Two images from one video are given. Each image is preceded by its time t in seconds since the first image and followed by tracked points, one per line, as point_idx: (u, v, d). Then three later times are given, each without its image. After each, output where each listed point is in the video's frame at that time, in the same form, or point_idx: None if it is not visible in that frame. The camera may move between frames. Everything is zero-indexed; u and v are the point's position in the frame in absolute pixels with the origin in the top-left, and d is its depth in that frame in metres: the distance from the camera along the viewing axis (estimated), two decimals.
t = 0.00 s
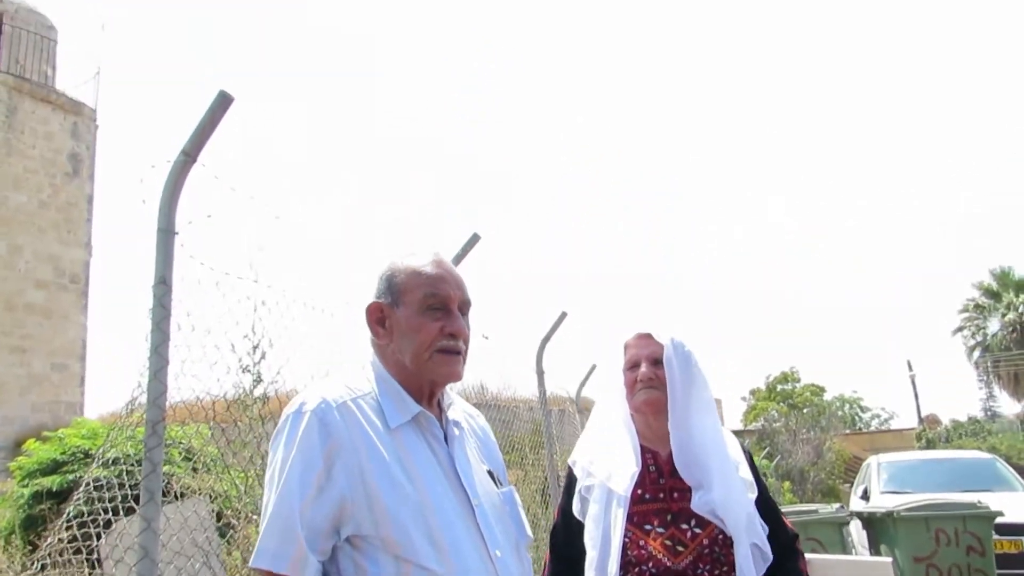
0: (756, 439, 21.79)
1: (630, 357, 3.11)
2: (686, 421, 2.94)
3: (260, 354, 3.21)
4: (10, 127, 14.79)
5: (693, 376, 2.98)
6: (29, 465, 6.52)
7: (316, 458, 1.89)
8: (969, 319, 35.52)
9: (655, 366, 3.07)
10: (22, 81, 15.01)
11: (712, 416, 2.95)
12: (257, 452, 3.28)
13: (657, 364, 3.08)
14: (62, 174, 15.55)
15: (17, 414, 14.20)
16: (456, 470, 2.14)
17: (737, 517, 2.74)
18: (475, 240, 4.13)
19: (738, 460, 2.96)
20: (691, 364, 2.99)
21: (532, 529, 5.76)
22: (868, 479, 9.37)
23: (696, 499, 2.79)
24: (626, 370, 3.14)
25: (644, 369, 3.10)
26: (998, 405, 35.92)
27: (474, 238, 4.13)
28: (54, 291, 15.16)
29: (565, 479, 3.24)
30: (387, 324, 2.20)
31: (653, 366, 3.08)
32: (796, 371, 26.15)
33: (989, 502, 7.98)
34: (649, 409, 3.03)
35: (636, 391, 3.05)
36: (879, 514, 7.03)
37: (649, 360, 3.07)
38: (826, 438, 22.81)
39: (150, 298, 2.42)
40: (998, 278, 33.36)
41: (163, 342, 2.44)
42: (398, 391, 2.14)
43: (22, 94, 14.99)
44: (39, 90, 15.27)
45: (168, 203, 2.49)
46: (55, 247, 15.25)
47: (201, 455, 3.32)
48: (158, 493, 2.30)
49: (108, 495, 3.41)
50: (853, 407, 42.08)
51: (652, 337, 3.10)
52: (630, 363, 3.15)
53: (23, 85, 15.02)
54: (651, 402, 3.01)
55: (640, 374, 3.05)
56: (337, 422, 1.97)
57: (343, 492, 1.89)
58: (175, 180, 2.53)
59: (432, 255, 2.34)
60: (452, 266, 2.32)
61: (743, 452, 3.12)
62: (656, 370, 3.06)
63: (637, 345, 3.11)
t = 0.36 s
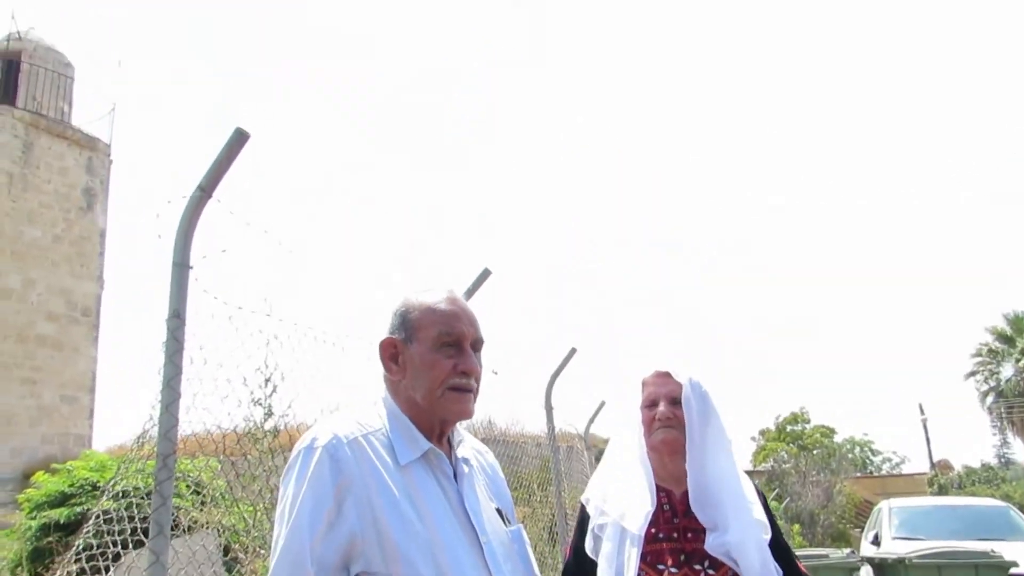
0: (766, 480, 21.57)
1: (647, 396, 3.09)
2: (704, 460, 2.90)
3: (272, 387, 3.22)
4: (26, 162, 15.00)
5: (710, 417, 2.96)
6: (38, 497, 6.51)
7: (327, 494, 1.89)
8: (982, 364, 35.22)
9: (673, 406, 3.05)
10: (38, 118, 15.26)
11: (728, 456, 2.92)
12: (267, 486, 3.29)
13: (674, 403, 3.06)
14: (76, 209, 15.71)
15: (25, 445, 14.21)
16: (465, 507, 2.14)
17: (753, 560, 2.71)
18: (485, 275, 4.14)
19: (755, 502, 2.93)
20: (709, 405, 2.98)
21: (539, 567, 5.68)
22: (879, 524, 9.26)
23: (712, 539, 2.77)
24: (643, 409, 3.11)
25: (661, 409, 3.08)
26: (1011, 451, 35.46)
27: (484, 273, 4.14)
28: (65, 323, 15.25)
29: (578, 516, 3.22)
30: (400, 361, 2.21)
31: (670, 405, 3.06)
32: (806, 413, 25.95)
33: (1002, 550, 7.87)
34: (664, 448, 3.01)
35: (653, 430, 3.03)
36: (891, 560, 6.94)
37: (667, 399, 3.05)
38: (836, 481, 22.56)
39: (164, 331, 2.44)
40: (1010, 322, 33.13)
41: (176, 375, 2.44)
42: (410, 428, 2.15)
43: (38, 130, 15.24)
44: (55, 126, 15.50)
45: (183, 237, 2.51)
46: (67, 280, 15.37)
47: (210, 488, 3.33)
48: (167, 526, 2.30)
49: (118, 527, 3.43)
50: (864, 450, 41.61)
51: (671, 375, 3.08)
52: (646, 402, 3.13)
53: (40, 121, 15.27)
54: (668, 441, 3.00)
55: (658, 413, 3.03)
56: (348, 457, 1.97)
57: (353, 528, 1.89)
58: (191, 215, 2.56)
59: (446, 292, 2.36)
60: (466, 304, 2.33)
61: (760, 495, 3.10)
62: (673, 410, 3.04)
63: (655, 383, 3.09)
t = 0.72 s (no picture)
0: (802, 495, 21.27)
1: (690, 405, 3.07)
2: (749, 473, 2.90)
3: (309, 399, 3.26)
4: (66, 181, 15.36)
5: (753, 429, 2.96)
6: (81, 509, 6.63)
7: (364, 502, 1.90)
8: None
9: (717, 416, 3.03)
10: (78, 137, 15.64)
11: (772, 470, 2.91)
12: (305, 496, 3.33)
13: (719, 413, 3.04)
14: (114, 226, 15.99)
15: (66, 458, 14.47)
16: (501, 516, 2.13)
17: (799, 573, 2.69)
18: (518, 286, 4.15)
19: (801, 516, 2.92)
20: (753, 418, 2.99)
21: None
22: (920, 541, 9.07)
23: (756, 551, 2.75)
24: (685, 418, 3.09)
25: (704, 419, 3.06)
26: None
27: (517, 283, 4.15)
28: (105, 338, 15.51)
29: (617, 525, 3.17)
30: (436, 370, 2.22)
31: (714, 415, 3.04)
32: (843, 427, 25.59)
33: None
34: (708, 459, 2.98)
35: (697, 440, 3.01)
36: None
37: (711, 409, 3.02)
38: (875, 496, 22.17)
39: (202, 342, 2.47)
40: None
41: (215, 386, 2.47)
42: (446, 438, 2.15)
43: (77, 149, 15.62)
44: (94, 145, 15.86)
45: (221, 251, 2.55)
46: (107, 295, 15.65)
47: (249, 499, 3.36)
48: (208, 535, 2.32)
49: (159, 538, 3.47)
50: (902, 465, 40.88)
51: (715, 386, 3.06)
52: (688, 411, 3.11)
53: (79, 140, 15.65)
54: (712, 451, 2.98)
55: (701, 423, 3.01)
56: (386, 466, 1.98)
57: (391, 537, 1.90)
58: (229, 228, 2.59)
59: (480, 300, 2.36)
60: (501, 313, 2.33)
61: (804, 508, 3.05)
62: (718, 421, 3.02)
63: (698, 393, 3.08)
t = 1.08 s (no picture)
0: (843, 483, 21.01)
1: (736, 390, 3.04)
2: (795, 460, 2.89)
3: (349, 387, 3.29)
4: (109, 176, 15.63)
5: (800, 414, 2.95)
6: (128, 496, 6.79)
7: (407, 488, 1.91)
8: None
9: (763, 401, 3.00)
10: (119, 133, 15.89)
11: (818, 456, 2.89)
12: (348, 483, 3.37)
13: (765, 399, 3.01)
14: (156, 219, 16.25)
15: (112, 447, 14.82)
16: (544, 500, 2.13)
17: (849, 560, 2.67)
18: (557, 274, 4.14)
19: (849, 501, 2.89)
20: (800, 403, 2.98)
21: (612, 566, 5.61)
22: (966, 530, 8.90)
23: (803, 537, 2.73)
24: (730, 403, 3.06)
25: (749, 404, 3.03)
26: None
27: (556, 271, 4.14)
28: (148, 329, 15.79)
29: (662, 512, 3.15)
30: (476, 356, 2.22)
31: (761, 400, 3.01)
32: (885, 414, 25.21)
33: None
34: (754, 445, 2.96)
35: (742, 426, 2.99)
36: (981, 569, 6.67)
37: (757, 394, 2.99)
38: (918, 485, 21.82)
39: (247, 331, 2.50)
40: None
41: (259, 374, 2.49)
42: (487, 423, 2.15)
43: (120, 144, 15.87)
44: (135, 140, 16.11)
45: (263, 240, 2.57)
46: (149, 287, 15.92)
47: (292, 486, 3.41)
48: (254, 521, 2.35)
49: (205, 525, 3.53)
50: (946, 453, 40.18)
51: (760, 370, 3.03)
52: (734, 396, 3.07)
53: (120, 136, 15.90)
54: (759, 437, 2.95)
55: (747, 408, 2.98)
56: (428, 452, 1.99)
57: (435, 523, 1.91)
58: (271, 218, 2.62)
59: (520, 284, 2.36)
60: (541, 298, 2.33)
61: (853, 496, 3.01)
62: (764, 406, 2.99)
63: (743, 378, 3.05)
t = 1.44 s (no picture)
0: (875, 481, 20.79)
1: (766, 393, 3.01)
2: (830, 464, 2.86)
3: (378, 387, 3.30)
4: (139, 176, 15.83)
5: (833, 416, 2.91)
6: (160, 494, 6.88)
7: (438, 492, 1.91)
8: None
9: (793, 404, 2.97)
10: (149, 134, 16.08)
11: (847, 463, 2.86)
12: (376, 483, 3.39)
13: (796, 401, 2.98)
14: (185, 219, 16.44)
15: (144, 445, 15.03)
16: (574, 502, 2.13)
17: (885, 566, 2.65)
18: (584, 272, 4.12)
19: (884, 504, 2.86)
20: (831, 405, 2.93)
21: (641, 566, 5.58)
22: (1002, 529, 8.75)
23: (838, 543, 2.72)
24: (760, 406, 3.03)
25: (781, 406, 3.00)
26: None
27: (583, 269, 4.12)
28: (179, 328, 15.98)
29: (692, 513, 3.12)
30: (504, 359, 2.21)
31: (791, 402, 2.98)
32: (918, 411, 24.88)
33: None
34: (786, 448, 2.93)
35: (773, 429, 2.96)
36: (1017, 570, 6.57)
37: (788, 397, 2.97)
38: (951, 483, 21.53)
39: (277, 333, 2.51)
40: None
41: (289, 375, 2.51)
42: (516, 426, 2.14)
43: (149, 145, 16.06)
44: (165, 141, 16.30)
45: (293, 242, 2.59)
46: (179, 286, 16.11)
47: (322, 486, 3.43)
48: (285, 522, 2.36)
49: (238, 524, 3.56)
50: (980, 451, 39.58)
51: (790, 372, 3.00)
52: (763, 399, 3.04)
53: (150, 137, 16.09)
54: (790, 440, 2.92)
55: (777, 412, 2.95)
56: (458, 456, 1.98)
57: (465, 527, 1.91)
58: (300, 220, 2.63)
59: (545, 287, 2.36)
60: (567, 300, 2.32)
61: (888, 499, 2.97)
62: (795, 408, 2.96)
63: (773, 380, 3.02)
